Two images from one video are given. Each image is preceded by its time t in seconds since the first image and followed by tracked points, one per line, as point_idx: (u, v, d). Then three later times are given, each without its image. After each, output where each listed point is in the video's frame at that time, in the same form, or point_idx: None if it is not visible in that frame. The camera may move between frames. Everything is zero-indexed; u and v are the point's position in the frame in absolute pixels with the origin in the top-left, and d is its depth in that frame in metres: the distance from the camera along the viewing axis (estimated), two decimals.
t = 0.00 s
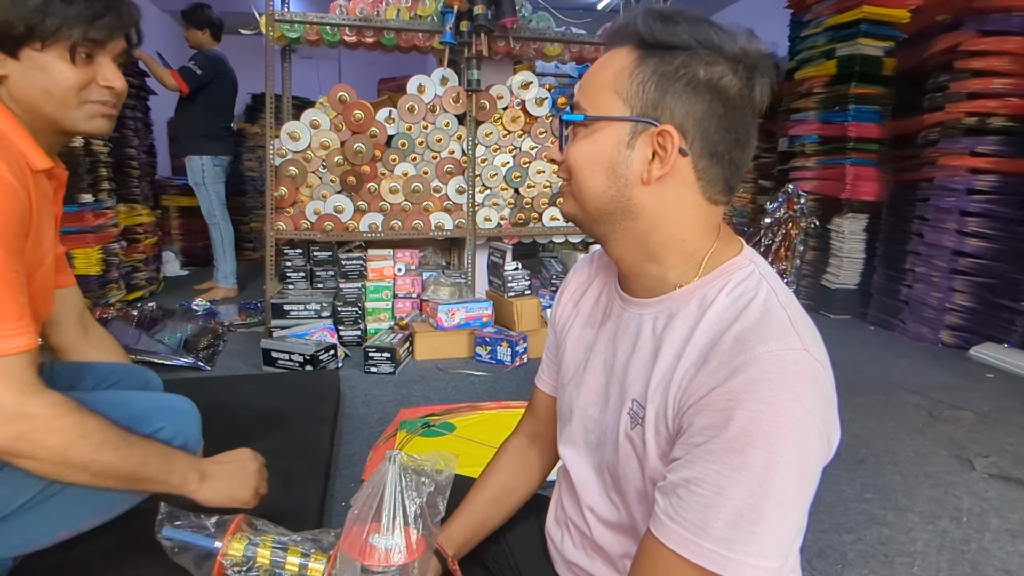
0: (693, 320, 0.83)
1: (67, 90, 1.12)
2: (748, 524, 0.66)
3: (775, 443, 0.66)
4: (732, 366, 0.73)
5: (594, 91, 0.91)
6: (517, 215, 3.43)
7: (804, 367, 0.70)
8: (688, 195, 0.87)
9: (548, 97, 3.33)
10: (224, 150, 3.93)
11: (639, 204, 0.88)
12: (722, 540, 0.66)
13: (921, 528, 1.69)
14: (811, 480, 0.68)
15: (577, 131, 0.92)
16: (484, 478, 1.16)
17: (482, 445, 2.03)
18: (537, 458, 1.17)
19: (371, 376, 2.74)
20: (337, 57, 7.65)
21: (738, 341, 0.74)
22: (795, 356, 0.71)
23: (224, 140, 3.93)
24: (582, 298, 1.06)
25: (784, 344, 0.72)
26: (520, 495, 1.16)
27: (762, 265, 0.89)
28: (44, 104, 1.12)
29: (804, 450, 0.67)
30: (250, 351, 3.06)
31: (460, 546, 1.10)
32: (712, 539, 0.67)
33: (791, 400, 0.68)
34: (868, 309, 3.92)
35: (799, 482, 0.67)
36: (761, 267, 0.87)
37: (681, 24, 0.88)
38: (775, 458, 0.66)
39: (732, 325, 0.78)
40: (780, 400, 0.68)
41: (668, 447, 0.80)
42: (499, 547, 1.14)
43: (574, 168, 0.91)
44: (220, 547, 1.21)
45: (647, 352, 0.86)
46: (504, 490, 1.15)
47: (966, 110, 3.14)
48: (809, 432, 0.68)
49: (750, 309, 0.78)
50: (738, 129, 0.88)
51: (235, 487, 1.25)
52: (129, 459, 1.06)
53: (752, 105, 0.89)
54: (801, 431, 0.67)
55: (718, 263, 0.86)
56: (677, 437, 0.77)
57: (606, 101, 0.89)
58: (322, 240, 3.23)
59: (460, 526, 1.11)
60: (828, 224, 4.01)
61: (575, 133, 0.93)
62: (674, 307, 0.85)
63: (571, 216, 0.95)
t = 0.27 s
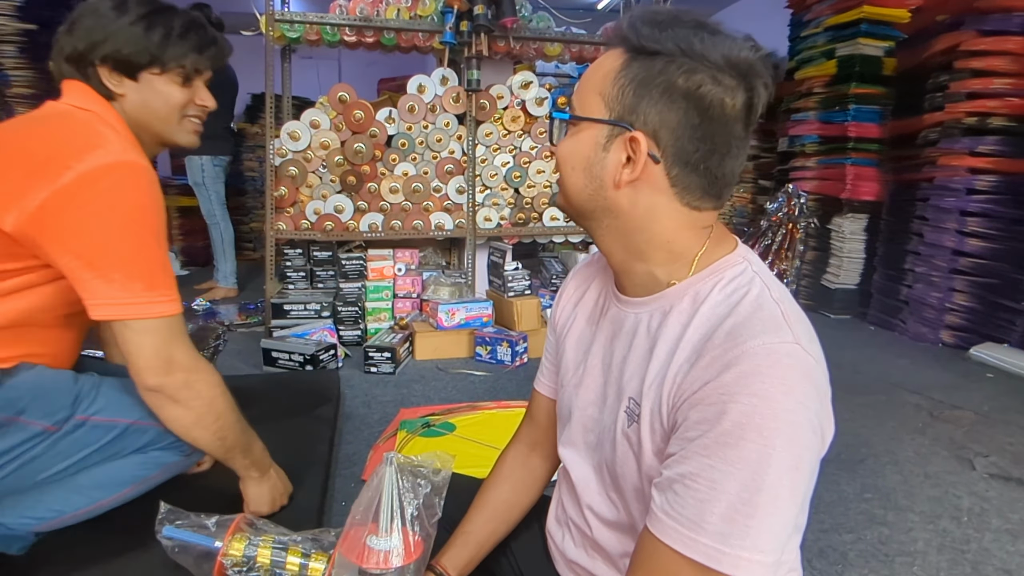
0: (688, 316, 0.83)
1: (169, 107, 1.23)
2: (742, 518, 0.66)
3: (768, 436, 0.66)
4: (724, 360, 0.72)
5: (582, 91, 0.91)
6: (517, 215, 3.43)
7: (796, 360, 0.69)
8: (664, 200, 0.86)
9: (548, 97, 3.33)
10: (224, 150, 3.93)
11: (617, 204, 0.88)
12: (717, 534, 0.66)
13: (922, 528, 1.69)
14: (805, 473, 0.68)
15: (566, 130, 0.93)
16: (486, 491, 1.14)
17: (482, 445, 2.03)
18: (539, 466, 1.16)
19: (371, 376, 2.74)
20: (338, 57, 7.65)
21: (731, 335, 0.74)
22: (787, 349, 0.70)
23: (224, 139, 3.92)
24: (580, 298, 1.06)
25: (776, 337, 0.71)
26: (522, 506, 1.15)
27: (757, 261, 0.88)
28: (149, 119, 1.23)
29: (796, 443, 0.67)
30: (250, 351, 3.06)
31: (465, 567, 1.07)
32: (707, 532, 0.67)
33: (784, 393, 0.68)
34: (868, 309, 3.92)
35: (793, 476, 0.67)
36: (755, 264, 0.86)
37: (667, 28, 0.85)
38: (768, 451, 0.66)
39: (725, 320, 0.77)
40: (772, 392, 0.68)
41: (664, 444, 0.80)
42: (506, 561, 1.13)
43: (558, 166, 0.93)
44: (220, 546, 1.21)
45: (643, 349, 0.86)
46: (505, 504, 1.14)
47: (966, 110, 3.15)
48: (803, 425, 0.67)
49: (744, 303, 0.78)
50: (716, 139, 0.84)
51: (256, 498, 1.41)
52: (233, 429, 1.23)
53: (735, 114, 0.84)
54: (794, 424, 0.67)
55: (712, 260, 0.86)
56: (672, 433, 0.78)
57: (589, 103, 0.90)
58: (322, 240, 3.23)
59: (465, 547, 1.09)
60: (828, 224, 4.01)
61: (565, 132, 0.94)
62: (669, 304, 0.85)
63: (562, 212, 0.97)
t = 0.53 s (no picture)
0: (679, 316, 0.82)
1: (258, 124, 1.45)
2: (726, 516, 0.65)
3: (753, 434, 0.66)
4: (711, 359, 0.72)
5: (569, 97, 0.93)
6: (517, 215, 3.43)
7: (781, 357, 0.69)
8: (638, 200, 0.85)
9: (548, 97, 3.33)
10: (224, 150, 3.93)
11: (596, 203, 0.89)
12: (702, 533, 0.66)
13: (922, 528, 1.69)
14: (793, 472, 0.67)
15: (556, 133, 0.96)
16: (479, 488, 1.14)
17: (483, 445, 2.02)
18: (535, 462, 1.16)
19: (371, 376, 2.74)
20: (337, 57, 7.64)
21: (719, 333, 0.74)
22: (773, 346, 0.70)
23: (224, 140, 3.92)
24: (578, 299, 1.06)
25: (762, 335, 0.71)
26: (518, 503, 1.14)
27: (752, 260, 0.87)
28: (242, 134, 1.44)
29: (783, 441, 0.66)
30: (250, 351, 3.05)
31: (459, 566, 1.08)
32: (692, 530, 0.66)
33: (770, 391, 0.67)
34: (868, 309, 3.92)
35: (779, 473, 0.66)
36: (748, 264, 0.85)
37: (638, 29, 0.85)
38: (753, 449, 0.65)
39: (714, 319, 0.77)
40: (757, 390, 0.67)
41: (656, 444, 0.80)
42: (504, 558, 1.13)
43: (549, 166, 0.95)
44: (223, 543, 1.22)
45: (634, 348, 0.87)
46: (501, 501, 1.13)
47: (966, 110, 3.15)
48: (789, 423, 0.67)
49: (732, 301, 0.77)
50: (679, 140, 0.82)
51: (269, 502, 1.40)
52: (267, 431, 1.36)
53: (700, 114, 0.81)
54: (780, 422, 0.66)
55: (706, 258, 0.85)
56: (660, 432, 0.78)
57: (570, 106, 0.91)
58: (322, 240, 3.23)
59: (459, 545, 1.10)
60: (828, 224, 4.01)
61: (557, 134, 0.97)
62: (660, 303, 0.85)
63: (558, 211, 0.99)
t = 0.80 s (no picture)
0: (670, 313, 0.81)
1: (321, 131, 1.49)
2: (708, 514, 0.64)
3: (736, 431, 0.64)
4: (695, 355, 0.71)
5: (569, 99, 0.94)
6: (517, 215, 3.43)
7: (766, 354, 0.67)
8: (626, 196, 0.85)
9: (548, 97, 3.33)
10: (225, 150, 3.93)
11: (589, 198, 0.89)
12: (684, 531, 0.65)
13: (922, 528, 1.69)
14: (780, 470, 0.66)
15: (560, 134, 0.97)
16: (478, 482, 1.14)
17: (483, 445, 2.02)
18: (535, 458, 1.16)
19: (371, 376, 2.74)
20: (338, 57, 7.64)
21: (704, 330, 0.73)
22: (757, 342, 0.69)
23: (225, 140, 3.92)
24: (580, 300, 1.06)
25: (747, 331, 0.70)
26: (516, 498, 1.15)
27: (748, 259, 0.85)
28: (303, 140, 1.48)
29: (768, 438, 0.65)
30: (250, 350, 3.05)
31: (454, 561, 1.10)
32: (674, 528, 0.66)
33: (753, 387, 0.66)
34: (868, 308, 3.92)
35: (763, 472, 0.65)
36: (743, 263, 0.84)
37: (633, 27, 0.84)
38: (735, 446, 0.64)
39: (702, 315, 0.76)
40: (740, 386, 0.66)
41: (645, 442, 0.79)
42: (503, 555, 1.13)
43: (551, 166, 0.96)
44: (224, 543, 1.22)
45: (626, 345, 0.86)
46: (499, 496, 1.13)
47: (966, 110, 3.15)
48: (774, 420, 0.65)
49: (720, 298, 0.76)
50: (662, 135, 0.80)
51: (270, 498, 1.38)
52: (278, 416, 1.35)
53: (685, 108, 0.79)
54: (765, 419, 0.65)
55: (699, 255, 0.84)
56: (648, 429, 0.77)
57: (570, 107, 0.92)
58: (322, 240, 3.23)
59: (457, 538, 1.11)
60: (828, 224, 4.01)
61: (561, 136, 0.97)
62: (651, 300, 0.84)
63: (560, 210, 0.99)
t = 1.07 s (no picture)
0: (659, 309, 0.81)
1: (333, 137, 1.51)
2: (685, 514, 0.64)
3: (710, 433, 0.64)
4: (672, 354, 0.70)
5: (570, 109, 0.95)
6: (517, 215, 3.43)
7: (741, 353, 0.66)
8: (614, 197, 0.85)
9: (548, 97, 3.33)
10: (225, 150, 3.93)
11: (584, 196, 0.89)
12: (661, 531, 0.66)
13: (922, 528, 1.69)
14: (760, 469, 0.65)
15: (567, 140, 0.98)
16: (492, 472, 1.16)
17: (483, 445, 2.02)
18: (549, 451, 1.16)
19: (371, 375, 2.74)
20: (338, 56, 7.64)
21: (684, 327, 0.72)
22: (734, 341, 0.67)
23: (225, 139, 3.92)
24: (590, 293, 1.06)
25: (724, 329, 0.68)
26: (528, 492, 1.16)
27: (747, 261, 0.82)
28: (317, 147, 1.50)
29: (744, 439, 0.64)
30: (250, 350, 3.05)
31: (466, 547, 1.12)
32: (654, 527, 0.66)
33: (728, 388, 0.65)
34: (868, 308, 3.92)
35: (740, 471, 0.64)
36: (740, 264, 0.81)
37: (617, 35, 0.84)
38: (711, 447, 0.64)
39: (686, 312, 0.75)
40: (715, 385, 0.65)
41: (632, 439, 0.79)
42: (504, 557, 1.14)
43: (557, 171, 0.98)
44: (223, 542, 1.22)
45: (619, 342, 0.86)
46: (511, 487, 1.15)
47: (967, 110, 3.15)
48: (750, 420, 0.65)
49: (704, 294, 0.75)
50: (637, 136, 0.79)
51: (270, 499, 1.38)
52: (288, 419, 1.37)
53: (658, 108, 0.77)
54: (740, 421, 0.64)
55: (690, 255, 0.82)
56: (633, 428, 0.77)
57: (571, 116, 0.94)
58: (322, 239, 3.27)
59: (468, 525, 1.13)
60: (828, 223, 4.01)
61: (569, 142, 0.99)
62: (646, 297, 0.84)
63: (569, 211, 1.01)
